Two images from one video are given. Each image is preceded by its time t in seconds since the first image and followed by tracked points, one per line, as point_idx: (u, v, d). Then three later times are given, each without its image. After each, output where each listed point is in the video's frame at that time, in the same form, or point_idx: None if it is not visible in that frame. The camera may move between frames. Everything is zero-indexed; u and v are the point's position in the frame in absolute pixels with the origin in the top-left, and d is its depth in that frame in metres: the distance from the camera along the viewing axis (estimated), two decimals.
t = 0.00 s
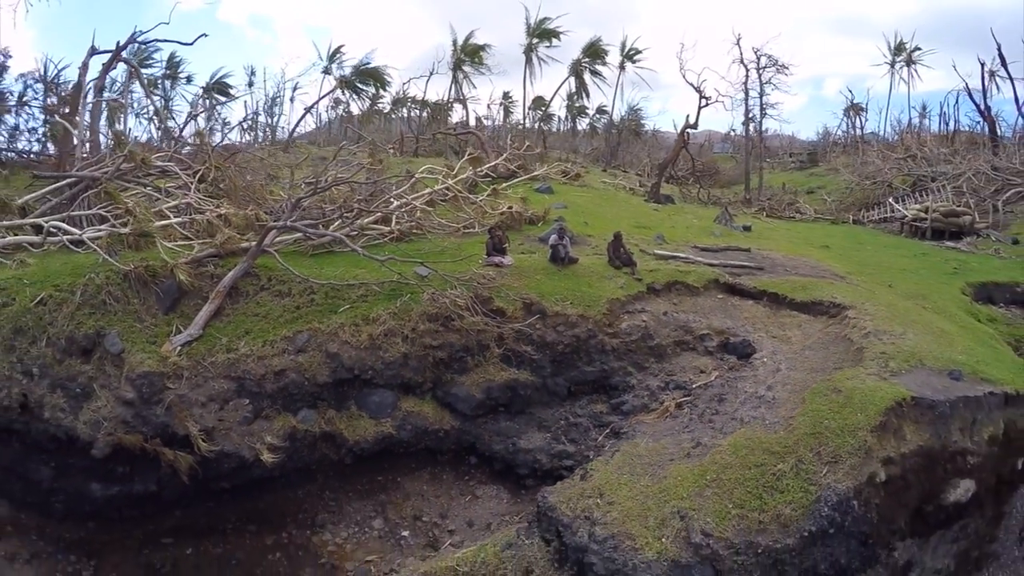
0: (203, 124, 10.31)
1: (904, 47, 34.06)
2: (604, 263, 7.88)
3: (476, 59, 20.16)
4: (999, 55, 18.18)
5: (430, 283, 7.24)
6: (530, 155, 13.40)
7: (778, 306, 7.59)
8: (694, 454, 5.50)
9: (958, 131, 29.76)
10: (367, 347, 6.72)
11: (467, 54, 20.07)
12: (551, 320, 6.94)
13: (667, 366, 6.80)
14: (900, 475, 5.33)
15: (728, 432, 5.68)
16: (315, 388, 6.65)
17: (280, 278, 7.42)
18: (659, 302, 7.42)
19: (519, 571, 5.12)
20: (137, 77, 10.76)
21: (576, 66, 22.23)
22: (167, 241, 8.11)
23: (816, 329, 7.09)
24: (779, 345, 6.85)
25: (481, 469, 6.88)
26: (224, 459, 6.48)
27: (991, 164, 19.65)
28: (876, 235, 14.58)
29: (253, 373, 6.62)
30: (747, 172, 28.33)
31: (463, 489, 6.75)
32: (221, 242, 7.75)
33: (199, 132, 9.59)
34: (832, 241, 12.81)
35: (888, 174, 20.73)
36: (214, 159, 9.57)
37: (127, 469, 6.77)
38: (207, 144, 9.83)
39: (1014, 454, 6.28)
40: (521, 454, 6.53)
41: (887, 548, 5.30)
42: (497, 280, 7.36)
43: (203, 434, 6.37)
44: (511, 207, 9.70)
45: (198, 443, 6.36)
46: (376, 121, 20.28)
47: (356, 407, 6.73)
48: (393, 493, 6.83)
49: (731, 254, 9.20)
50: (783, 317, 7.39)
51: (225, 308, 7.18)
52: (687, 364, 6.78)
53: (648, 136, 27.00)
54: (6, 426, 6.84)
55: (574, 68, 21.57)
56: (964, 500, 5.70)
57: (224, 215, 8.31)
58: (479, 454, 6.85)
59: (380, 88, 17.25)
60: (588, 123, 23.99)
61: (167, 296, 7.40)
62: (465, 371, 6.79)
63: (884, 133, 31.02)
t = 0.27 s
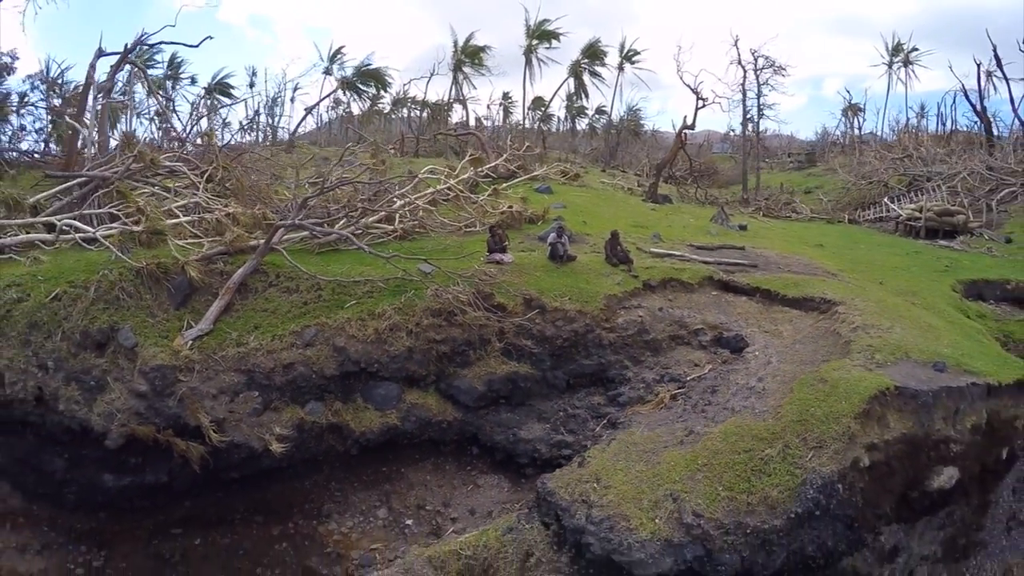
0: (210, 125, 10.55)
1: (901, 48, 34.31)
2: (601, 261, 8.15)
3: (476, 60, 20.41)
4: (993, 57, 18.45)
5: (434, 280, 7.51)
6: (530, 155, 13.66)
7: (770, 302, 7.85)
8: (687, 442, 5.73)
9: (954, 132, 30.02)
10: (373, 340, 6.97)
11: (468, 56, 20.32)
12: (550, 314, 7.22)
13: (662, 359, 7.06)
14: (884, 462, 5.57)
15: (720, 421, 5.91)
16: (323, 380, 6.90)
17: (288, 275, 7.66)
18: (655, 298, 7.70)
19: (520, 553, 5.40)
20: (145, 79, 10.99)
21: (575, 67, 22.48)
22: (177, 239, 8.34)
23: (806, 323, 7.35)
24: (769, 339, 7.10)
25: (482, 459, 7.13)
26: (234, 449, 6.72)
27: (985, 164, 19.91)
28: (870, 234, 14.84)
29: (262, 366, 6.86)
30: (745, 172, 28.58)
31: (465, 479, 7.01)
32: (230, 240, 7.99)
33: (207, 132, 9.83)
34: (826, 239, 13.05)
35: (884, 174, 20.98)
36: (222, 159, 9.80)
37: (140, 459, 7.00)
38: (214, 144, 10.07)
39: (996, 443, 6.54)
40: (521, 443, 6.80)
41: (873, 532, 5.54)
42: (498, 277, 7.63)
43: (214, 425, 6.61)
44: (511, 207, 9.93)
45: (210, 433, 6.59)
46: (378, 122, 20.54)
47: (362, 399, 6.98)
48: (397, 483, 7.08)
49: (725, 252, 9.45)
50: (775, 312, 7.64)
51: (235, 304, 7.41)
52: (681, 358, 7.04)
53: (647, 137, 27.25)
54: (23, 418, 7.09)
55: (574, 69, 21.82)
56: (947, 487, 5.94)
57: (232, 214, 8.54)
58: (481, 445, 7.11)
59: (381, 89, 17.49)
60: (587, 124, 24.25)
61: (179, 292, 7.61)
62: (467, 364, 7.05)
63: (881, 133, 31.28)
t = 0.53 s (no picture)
0: (217, 125, 10.78)
1: (899, 48, 34.52)
2: (599, 258, 8.40)
3: (476, 61, 20.63)
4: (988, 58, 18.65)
5: (437, 277, 7.76)
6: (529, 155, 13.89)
7: (763, 298, 8.09)
8: (681, 429, 5.96)
9: (952, 132, 30.24)
10: (379, 334, 7.20)
11: (468, 56, 20.53)
12: (550, 309, 7.48)
13: (658, 353, 7.31)
14: (869, 448, 5.80)
15: (713, 410, 6.15)
16: (330, 373, 7.14)
17: (296, 271, 7.89)
18: (651, 294, 7.94)
19: (522, 536, 5.75)
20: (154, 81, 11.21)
21: (575, 68, 22.72)
22: (188, 237, 8.57)
23: (797, 318, 7.59)
24: (761, 333, 7.34)
25: (484, 449, 7.39)
26: (245, 440, 6.97)
27: (980, 164, 20.14)
28: (865, 233, 15.08)
29: (272, 359, 7.09)
30: (743, 172, 28.81)
31: (467, 469, 7.27)
32: (240, 238, 8.21)
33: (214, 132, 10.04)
34: (822, 238, 13.27)
35: (881, 174, 21.19)
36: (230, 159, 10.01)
37: (152, 450, 7.27)
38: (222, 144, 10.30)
39: (980, 433, 6.79)
40: (522, 434, 7.08)
41: (860, 517, 5.79)
42: (500, 273, 7.88)
43: (225, 416, 6.84)
44: (511, 207, 10.17)
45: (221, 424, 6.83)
46: (380, 122, 20.77)
47: (368, 391, 7.22)
48: (401, 474, 7.36)
49: (720, 250, 9.69)
50: (768, 307, 7.89)
51: (246, 299, 7.65)
52: (677, 351, 7.29)
53: (646, 137, 27.48)
54: (39, 409, 7.34)
55: (573, 70, 22.04)
56: (932, 473, 6.18)
57: (240, 212, 8.74)
58: (483, 436, 7.36)
59: (382, 89, 17.72)
60: (587, 123, 24.46)
61: (190, 289, 7.83)
62: (470, 357, 7.30)
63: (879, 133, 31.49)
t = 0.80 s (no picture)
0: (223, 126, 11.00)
1: (896, 48, 34.74)
2: (597, 256, 8.67)
3: (477, 62, 20.85)
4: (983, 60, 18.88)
5: (440, 274, 8.03)
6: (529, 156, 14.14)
7: (757, 295, 8.36)
8: (675, 418, 6.22)
9: (948, 132, 30.51)
10: (384, 330, 7.45)
11: (468, 57, 20.78)
12: (549, 305, 7.74)
13: (653, 348, 7.57)
14: (855, 437, 6.04)
15: (706, 400, 6.38)
16: (337, 366, 7.38)
17: (304, 269, 8.15)
18: (648, 290, 8.20)
19: (524, 521, 6.07)
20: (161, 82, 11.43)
21: (575, 70, 23.01)
22: (197, 235, 8.80)
23: (789, 314, 7.85)
24: (754, 328, 7.59)
25: (485, 440, 7.65)
26: (254, 431, 7.22)
27: (975, 165, 20.38)
28: (859, 232, 15.32)
29: (280, 353, 7.33)
30: (741, 171, 29.05)
31: (469, 460, 7.53)
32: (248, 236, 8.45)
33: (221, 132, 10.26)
34: (817, 237, 13.51)
35: (877, 174, 21.42)
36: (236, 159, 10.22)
37: (163, 442, 7.51)
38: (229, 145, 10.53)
39: (965, 424, 7.02)
40: (523, 425, 7.34)
41: (847, 504, 6.04)
42: (501, 270, 8.15)
43: (235, 408, 7.08)
44: (511, 207, 10.39)
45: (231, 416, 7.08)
46: (381, 123, 21.02)
47: (373, 384, 7.47)
48: (406, 465, 7.61)
49: (716, 249, 9.93)
50: (761, 304, 8.15)
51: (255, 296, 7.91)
52: (672, 346, 7.54)
53: (644, 137, 27.71)
54: (54, 401, 7.57)
55: (572, 71, 22.27)
56: (917, 462, 6.44)
57: (247, 212, 8.94)
58: (484, 428, 7.62)
59: (383, 90, 17.96)
60: (586, 124, 24.72)
61: (200, 285, 8.07)
62: (472, 351, 7.55)
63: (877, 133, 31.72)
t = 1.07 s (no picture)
0: (230, 128, 11.24)
1: (894, 49, 34.99)
2: (595, 255, 8.97)
3: (477, 64, 21.09)
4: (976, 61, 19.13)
5: (445, 271, 8.34)
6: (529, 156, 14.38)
7: (750, 292, 8.66)
8: (670, 409, 6.51)
9: (945, 133, 30.80)
10: (390, 325, 7.75)
11: (468, 58, 21.02)
12: (549, 301, 8.02)
13: (650, 343, 7.83)
14: (842, 426, 6.30)
15: (699, 392, 6.65)
16: (344, 361, 7.65)
17: (311, 268, 8.43)
18: (645, 287, 8.49)
19: (525, 508, 6.35)
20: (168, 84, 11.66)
21: (574, 69, 23.11)
22: (206, 233, 9.05)
23: (781, 312, 8.12)
24: (746, 325, 7.86)
25: (487, 433, 7.89)
26: (263, 424, 7.47)
27: (969, 165, 20.62)
28: (854, 232, 15.54)
29: (288, 349, 7.58)
30: (740, 171, 29.29)
31: (472, 452, 7.78)
32: (256, 235, 8.70)
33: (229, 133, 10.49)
34: (812, 236, 13.73)
35: (874, 174, 21.65)
36: (243, 160, 10.43)
37: (175, 435, 7.77)
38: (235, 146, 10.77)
39: (952, 415, 7.26)
40: (523, 417, 7.59)
41: (836, 491, 6.29)
42: (502, 268, 8.46)
43: (245, 402, 7.33)
44: (511, 207, 10.62)
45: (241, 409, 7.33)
46: (382, 123, 21.26)
47: (378, 379, 7.73)
48: (410, 457, 7.85)
49: (711, 248, 10.18)
50: (754, 301, 8.43)
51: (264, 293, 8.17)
52: (668, 342, 7.80)
53: (643, 137, 27.95)
54: (67, 395, 7.80)
55: (571, 72, 22.52)
56: (904, 452, 6.68)
57: (253, 212, 9.13)
58: (486, 420, 7.86)
59: (384, 91, 18.20)
60: (585, 124, 24.96)
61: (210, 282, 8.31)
62: (474, 347, 7.83)
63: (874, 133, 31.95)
